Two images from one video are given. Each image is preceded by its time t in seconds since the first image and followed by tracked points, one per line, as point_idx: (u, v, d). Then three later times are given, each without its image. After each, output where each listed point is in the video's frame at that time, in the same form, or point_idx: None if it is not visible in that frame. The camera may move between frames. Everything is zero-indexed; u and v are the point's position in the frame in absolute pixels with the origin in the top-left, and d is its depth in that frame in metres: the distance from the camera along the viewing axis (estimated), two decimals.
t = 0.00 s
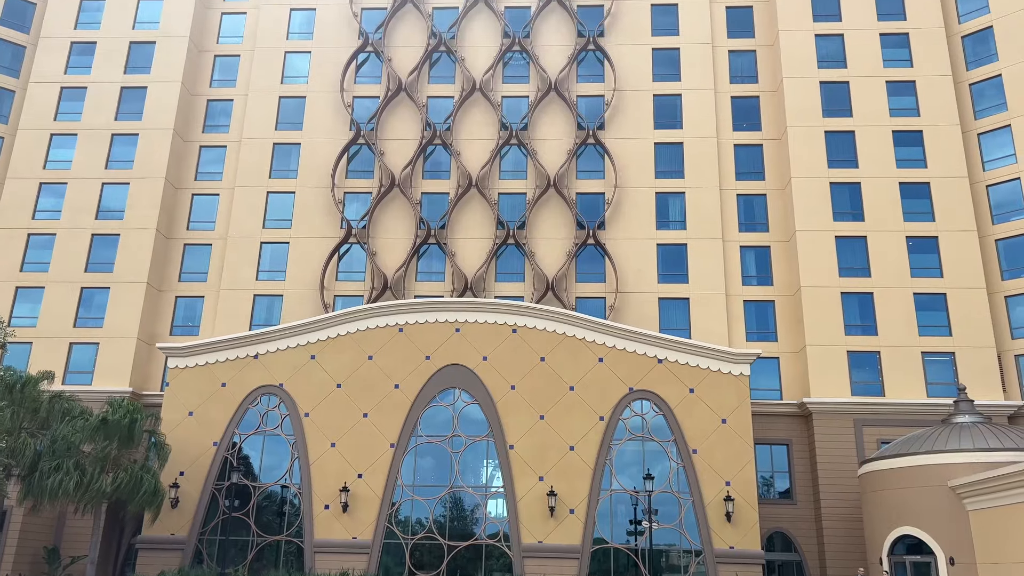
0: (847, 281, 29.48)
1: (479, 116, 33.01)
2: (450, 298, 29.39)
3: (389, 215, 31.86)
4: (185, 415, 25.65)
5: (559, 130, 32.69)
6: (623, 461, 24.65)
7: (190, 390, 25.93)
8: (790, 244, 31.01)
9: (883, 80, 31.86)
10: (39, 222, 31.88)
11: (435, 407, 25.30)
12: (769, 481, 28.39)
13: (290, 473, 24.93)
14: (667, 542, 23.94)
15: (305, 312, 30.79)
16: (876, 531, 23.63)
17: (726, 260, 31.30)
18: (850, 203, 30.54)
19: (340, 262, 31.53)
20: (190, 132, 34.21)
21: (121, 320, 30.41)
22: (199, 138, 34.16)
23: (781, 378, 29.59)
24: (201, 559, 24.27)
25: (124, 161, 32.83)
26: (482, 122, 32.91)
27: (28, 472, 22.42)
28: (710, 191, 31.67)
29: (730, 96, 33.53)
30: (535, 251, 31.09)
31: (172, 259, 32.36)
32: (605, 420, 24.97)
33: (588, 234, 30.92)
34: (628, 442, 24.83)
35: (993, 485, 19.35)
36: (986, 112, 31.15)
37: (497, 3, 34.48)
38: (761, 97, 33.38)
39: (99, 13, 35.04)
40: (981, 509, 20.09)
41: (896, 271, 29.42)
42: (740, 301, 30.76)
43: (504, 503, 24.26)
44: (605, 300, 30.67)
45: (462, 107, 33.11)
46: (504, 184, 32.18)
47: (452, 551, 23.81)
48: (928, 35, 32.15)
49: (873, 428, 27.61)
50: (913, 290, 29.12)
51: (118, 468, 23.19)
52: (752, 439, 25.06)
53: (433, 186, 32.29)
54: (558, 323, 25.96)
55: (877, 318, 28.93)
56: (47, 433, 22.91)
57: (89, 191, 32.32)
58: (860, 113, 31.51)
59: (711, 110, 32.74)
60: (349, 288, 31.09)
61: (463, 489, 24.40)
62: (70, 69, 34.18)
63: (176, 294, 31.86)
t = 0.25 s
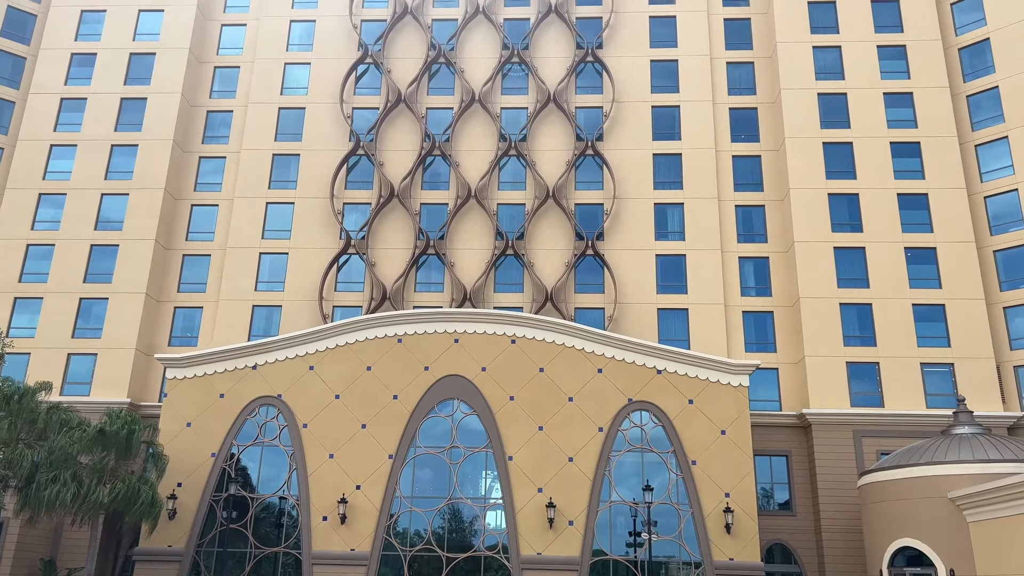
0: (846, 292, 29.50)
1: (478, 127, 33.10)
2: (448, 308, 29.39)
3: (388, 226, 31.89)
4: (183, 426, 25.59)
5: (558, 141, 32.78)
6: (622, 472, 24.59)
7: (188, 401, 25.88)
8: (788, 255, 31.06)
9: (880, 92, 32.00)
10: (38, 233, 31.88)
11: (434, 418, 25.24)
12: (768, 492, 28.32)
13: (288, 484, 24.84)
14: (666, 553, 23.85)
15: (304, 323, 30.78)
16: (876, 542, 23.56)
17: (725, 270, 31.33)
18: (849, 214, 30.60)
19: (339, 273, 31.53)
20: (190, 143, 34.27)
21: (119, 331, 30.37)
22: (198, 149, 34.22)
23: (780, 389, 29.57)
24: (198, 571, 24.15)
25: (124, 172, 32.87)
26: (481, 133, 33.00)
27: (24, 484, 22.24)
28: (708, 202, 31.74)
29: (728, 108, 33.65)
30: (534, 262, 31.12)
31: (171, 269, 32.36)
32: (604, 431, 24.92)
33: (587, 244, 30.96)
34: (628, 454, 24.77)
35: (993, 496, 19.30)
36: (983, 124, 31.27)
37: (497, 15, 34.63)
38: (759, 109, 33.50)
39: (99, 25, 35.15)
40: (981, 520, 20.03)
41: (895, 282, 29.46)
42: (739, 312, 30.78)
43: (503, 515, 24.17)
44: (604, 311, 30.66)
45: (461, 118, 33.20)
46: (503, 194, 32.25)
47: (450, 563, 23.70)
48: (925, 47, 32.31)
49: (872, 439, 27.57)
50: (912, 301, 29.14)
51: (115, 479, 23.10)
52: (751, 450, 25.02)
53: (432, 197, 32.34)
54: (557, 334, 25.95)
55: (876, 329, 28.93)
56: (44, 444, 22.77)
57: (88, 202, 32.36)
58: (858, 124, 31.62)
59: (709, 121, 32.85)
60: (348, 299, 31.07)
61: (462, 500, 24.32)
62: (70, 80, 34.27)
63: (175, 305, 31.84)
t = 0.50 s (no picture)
0: (844, 301, 29.51)
1: (477, 137, 33.17)
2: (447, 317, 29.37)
3: (387, 235, 31.91)
4: (180, 435, 25.52)
5: (556, 150, 32.84)
6: (622, 481, 24.52)
7: (186, 410, 25.82)
8: (787, 264, 31.09)
9: (878, 102, 32.10)
10: (37, 241, 31.87)
11: (432, 427, 25.18)
12: (768, 501, 28.24)
13: (286, 494, 24.75)
14: (666, 563, 23.76)
15: (303, 332, 30.75)
16: (876, 552, 23.45)
17: (724, 279, 31.34)
18: (847, 223, 30.64)
19: (338, 281, 31.52)
20: (189, 152, 34.32)
21: (118, 339, 30.32)
22: (198, 158, 34.26)
23: (780, 398, 29.54)
24: None
25: (123, 181, 32.90)
26: (480, 143, 33.06)
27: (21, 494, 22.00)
28: (707, 211, 31.78)
29: (726, 117, 33.74)
30: (533, 271, 31.12)
31: (170, 278, 32.33)
32: (603, 441, 24.87)
33: (586, 253, 30.97)
34: (627, 463, 24.71)
35: (993, 505, 19.26)
36: (981, 134, 31.35)
37: (496, 25, 34.74)
38: (757, 118, 33.58)
39: (99, 35, 35.23)
40: (982, 530, 19.99)
41: (893, 290, 29.47)
42: (738, 321, 30.78)
43: (502, 525, 24.09)
44: (603, 319, 30.63)
45: (461, 127, 33.26)
46: (502, 203, 32.28)
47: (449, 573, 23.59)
48: (923, 57, 32.43)
49: (872, 448, 27.53)
50: (911, 310, 29.14)
51: (113, 487, 23.17)
52: (751, 460, 24.96)
53: (431, 206, 32.36)
54: (556, 343, 25.92)
55: (875, 338, 28.91)
56: (42, 453, 22.50)
57: (87, 211, 32.37)
58: (856, 134, 31.71)
59: (708, 131, 32.92)
60: (347, 308, 31.05)
61: (460, 510, 24.24)
62: (70, 89, 34.33)
63: (173, 313, 31.80)
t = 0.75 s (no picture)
0: (843, 312, 29.52)
1: (476, 148, 33.24)
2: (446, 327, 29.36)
3: (386, 246, 31.93)
4: (178, 447, 25.43)
5: (555, 161, 32.92)
6: (621, 493, 24.44)
7: (184, 421, 25.74)
8: (785, 275, 31.11)
9: (876, 113, 32.21)
10: (35, 252, 31.86)
11: (431, 439, 25.12)
12: (768, 513, 28.16)
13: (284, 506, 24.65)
14: None
15: (301, 343, 30.72)
16: (875, 564, 23.36)
17: (722, 290, 31.35)
18: (846, 234, 30.69)
19: (336, 292, 31.50)
20: (188, 163, 34.38)
21: (116, 350, 30.27)
22: (197, 169, 34.31)
23: (779, 410, 29.50)
24: None
25: (122, 192, 32.92)
26: (479, 154, 33.13)
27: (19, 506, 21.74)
28: (705, 222, 31.83)
29: (724, 129, 33.84)
30: (532, 281, 31.13)
31: (168, 289, 32.32)
32: (603, 452, 24.81)
33: (585, 264, 31.00)
34: (626, 474, 24.64)
35: (994, 517, 19.22)
36: (978, 145, 31.45)
37: (495, 37, 34.87)
38: (755, 130, 33.68)
39: (99, 46, 35.33)
40: (982, 542, 19.94)
41: (892, 302, 29.48)
42: (737, 332, 30.78)
43: (500, 537, 23.99)
44: (602, 330, 30.62)
45: (460, 138, 33.35)
46: (501, 214, 32.32)
47: None
48: (920, 69, 32.57)
49: (871, 459, 27.48)
50: (910, 322, 29.15)
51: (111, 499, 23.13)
52: (751, 471, 24.90)
53: (430, 217, 32.39)
54: (555, 354, 25.90)
55: (874, 349, 28.91)
56: (40, 465, 22.31)
57: (87, 222, 32.37)
58: (854, 145, 31.81)
59: (706, 143, 33.01)
60: (346, 318, 31.03)
61: (459, 522, 24.15)
62: (70, 101, 34.40)
63: (172, 324, 31.76)
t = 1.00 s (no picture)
0: (842, 323, 29.54)
1: (475, 159, 33.33)
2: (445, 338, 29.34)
3: (385, 256, 31.96)
4: (176, 458, 25.36)
5: (554, 172, 33.00)
6: (620, 504, 24.38)
7: (182, 432, 25.68)
8: (784, 285, 31.14)
9: (873, 125, 32.32)
10: (34, 262, 31.85)
11: (429, 450, 25.06)
12: (767, 525, 28.07)
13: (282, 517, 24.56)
14: None
15: (299, 353, 30.69)
16: None
17: (721, 301, 31.36)
18: (844, 245, 30.73)
19: (335, 302, 31.48)
20: (188, 174, 34.45)
21: (114, 361, 30.24)
22: (196, 180, 34.36)
23: (779, 420, 29.46)
24: None
25: (121, 203, 32.96)
26: (478, 165, 33.22)
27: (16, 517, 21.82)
28: (704, 233, 31.89)
29: (723, 140, 33.95)
30: (531, 292, 31.14)
31: (167, 300, 32.31)
32: (602, 463, 24.76)
33: (583, 275, 31.04)
34: (625, 486, 24.58)
35: (993, 529, 19.18)
36: (976, 156, 31.55)
37: (494, 48, 35.03)
38: (753, 141, 33.78)
39: (99, 58, 35.44)
40: (982, 554, 19.89)
41: (890, 313, 29.50)
42: (736, 342, 30.77)
43: (499, 548, 23.91)
44: (601, 341, 30.61)
45: (459, 149, 33.43)
46: (500, 225, 32.37)
47: None
48: (917, 81, 32.71)
49: (870, 471, 27.44)
50: (908, 332, 29.16)
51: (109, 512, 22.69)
52: (750, 483, 24.86)
53: (429, 227, 32.44)
54: (554, 365, 25.89)
55: (873, 360, 28.91)
56: (37, 476, 22.34)
57: (86, 232, 32.39)
58: (851, 156, 31.91)
59: (705, 154, 33.11)
60: (345, 329, 31.01)
61: (458, 533, 24.07)
62: (69, 112, 34.49)
63: (170, 335, 31.73)
